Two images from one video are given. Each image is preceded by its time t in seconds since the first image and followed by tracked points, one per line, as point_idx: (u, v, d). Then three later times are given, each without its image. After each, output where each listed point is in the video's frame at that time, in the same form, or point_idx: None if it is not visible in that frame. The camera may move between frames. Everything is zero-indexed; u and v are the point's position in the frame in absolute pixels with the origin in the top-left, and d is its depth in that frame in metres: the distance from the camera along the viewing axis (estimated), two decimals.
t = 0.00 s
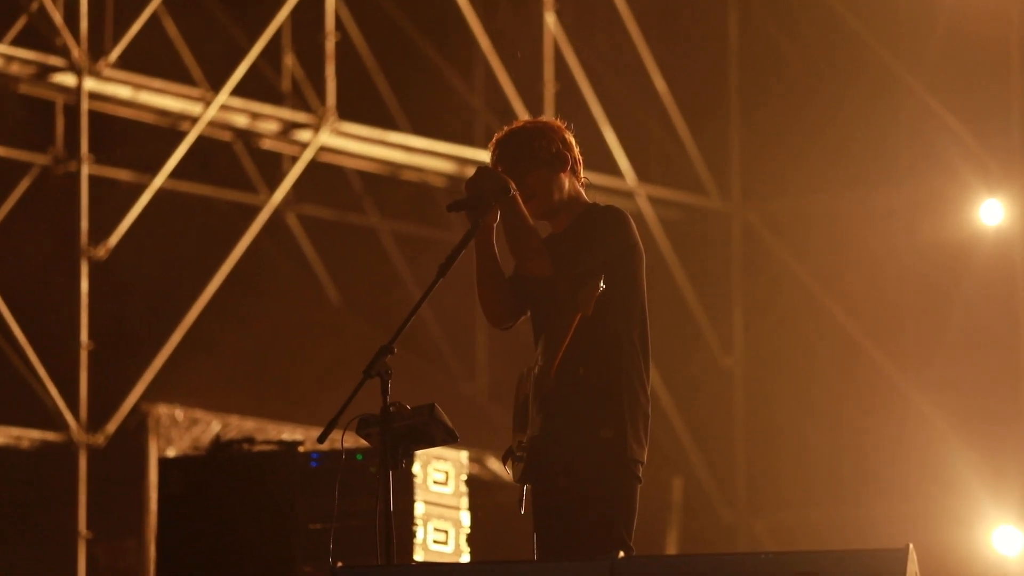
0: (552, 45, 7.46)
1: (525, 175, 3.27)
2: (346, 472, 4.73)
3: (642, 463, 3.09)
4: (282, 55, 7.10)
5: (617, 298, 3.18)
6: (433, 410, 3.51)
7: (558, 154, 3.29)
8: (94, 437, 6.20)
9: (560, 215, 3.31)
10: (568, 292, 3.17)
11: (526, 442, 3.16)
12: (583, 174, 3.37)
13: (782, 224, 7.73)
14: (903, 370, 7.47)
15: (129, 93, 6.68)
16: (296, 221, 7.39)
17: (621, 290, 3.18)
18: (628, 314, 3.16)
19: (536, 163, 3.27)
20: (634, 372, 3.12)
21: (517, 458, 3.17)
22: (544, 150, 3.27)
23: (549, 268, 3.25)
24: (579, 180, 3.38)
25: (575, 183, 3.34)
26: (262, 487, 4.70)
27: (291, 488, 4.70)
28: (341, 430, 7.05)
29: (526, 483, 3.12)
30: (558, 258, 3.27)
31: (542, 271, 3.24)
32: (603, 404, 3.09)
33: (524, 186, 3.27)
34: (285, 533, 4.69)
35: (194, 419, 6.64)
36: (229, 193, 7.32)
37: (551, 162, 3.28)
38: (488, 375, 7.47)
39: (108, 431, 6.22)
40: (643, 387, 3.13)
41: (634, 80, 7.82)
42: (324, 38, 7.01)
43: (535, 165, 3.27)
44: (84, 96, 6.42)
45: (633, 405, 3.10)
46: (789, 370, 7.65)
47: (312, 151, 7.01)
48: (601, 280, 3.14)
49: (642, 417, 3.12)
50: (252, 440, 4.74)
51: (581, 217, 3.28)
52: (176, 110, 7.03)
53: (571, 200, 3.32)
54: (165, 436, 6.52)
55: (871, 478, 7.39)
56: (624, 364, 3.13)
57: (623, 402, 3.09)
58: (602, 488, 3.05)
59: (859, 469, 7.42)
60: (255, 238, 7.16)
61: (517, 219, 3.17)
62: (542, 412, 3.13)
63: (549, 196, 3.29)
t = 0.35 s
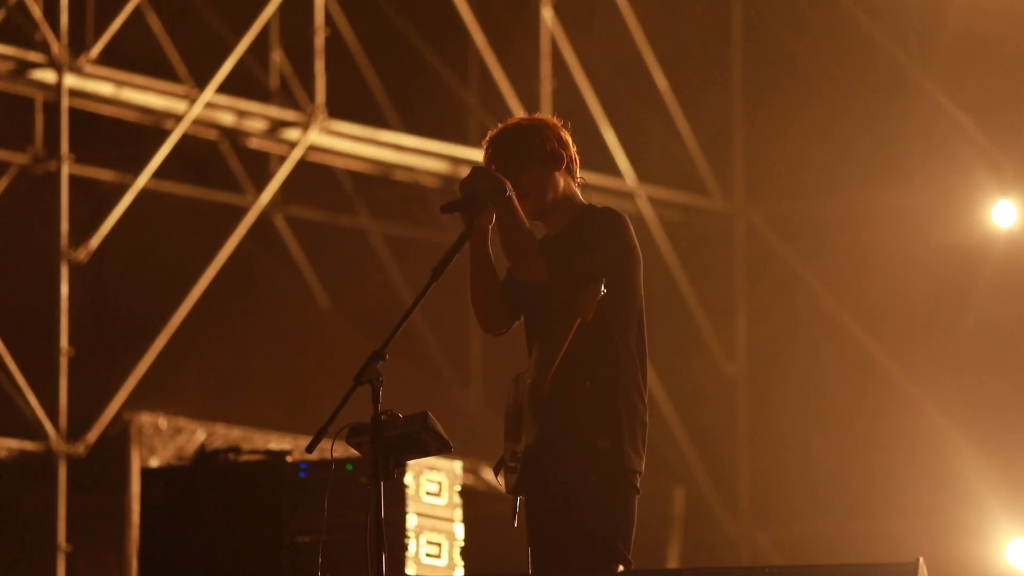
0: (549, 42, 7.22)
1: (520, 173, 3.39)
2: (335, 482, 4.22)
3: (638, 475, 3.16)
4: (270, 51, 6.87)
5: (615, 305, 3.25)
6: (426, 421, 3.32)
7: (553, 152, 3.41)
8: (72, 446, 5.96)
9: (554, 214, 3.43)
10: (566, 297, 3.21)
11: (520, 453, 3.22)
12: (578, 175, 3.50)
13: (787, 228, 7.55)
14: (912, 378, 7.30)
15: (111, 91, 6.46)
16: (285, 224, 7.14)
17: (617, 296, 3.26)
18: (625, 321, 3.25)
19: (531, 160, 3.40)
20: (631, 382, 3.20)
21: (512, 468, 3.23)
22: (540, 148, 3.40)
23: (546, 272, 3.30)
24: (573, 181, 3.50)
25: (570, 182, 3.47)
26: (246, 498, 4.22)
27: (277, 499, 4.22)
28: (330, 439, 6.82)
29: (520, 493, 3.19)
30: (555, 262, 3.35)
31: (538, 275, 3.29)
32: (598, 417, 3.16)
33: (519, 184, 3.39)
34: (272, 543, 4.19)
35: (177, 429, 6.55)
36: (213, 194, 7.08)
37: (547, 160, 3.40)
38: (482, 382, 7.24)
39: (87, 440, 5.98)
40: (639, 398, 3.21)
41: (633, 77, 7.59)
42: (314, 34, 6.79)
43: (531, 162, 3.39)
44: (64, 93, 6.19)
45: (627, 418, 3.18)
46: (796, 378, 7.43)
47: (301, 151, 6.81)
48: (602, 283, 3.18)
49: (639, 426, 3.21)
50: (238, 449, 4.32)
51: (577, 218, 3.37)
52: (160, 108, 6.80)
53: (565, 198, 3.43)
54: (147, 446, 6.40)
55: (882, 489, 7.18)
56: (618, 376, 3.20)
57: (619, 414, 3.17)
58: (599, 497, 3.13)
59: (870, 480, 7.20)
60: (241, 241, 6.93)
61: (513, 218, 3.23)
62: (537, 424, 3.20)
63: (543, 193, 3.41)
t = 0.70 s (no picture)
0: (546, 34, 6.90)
1: (513, 170, 2.98)
2: (322, 497, 4.06)
3: (639, 488, 2.79)
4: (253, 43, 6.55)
5: (611, 304, 2.88)
6: (417, 429, 3.18)
7: (548, 147, 3.01)
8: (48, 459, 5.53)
9: (547, 215, 3.03)
10: (560, 300, 2.86)
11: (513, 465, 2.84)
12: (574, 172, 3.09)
13: (800, 231, 7.32)
14: (932, 388, 6.89)
15: (86, 85, 6.10)
16: (270, 225, 6.84)
17: (614, 295, 2.88)
18: (624, 322, 2.87)
19: (525, 155, 2.99)
20: (630, 386, 2.81)
21: (506, 482, 2.84)
22: (533, 141, 3.00)
23: (540, 273, 2.90)
24: (569, 178, 3.09)
25: (565, 179, 3.06)
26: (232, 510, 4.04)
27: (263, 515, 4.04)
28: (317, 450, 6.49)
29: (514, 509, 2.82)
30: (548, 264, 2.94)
31: (531, 280, 2.89)
32: (595, 425, 2.77)
33: (513, 182, 2.99)
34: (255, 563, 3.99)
35: (155, 439, 6.05)
36: (196, 195, 6.79)
37: (540, 155, 3.00)
38: (475, 389, 6.94)
39: (62, 452, 5.57)
40: (638, 405, 2.82)
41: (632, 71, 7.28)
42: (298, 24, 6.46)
43: (525, 157, 2.99)
44: (37, 88, 5.83)
45: (625, 427, 2.79)
46: (813, 389, 7.25)
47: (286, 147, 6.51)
48: (592, 286, 2.85)
49: (639, 434, 2.82)
50: (221, 461, 4.12)
51: (573, 216, 2.97)
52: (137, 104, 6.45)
53: (559, 198, 3.02)
54: (125, 456, 5.89)
55: (897, 501, 6.89)
56: (613, 382, 2.80)
57: (618, 419, 2.78)
58: (598, 513, 2.75)
59: (885, 492, 6.95)
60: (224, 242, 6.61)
61: (506, 219, 2.85)
62: (530, 433, 2.82)
63: (536, 192, 3.01)
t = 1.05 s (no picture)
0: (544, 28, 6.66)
1: (505, 166, 2.91)
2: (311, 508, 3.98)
3: (640, 496, 2.72)
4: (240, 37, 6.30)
5: (607, 305, 2.82)
6: (410, 438, 3.11)
7: (542, 146, 2.94)
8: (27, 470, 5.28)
9: (540, 215, 2.96)
10: (550, 297, 2.77)
11: (509, 473, 2.76)
12: (568, 172, 3.02)
13: (806, 231, 7.08)
14: (939, 392, 6.87)
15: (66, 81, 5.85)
16: (257, 227, 6.58)
17: (610, 297, 2.82)
18: (620, 325, 2.80)
19: (518, 154, 2.92)
20: (628, 388, 2.74)
21: (500, 491, 2.77)
22: (526, 140, 2.93)
23: (534, 276, 2.80)
24: (563, 178, 3.02)
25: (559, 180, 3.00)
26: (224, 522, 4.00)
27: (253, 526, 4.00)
28: (306, 461, 6.25)
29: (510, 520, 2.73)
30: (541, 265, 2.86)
31: (524, 281, 2.80)
32: (592, 430, 2.70)
33: (505, 180, 2.91)
34: (241, 574, 3.96)
35: (138, 449, 5.87)
36: (178, 194, 6.48)
37: (534, 154, 2.93)
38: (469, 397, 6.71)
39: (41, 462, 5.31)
40: (637, 409, 2.76)
41: (635, 67, 7.04)
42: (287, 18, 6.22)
43: (517, 155, 2.92)
44: (15, 82, 5.55)
45: (626, 430, 2.73)
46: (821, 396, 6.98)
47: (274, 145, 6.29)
48: (581, 286, 2.77)
49: (639, 440, 2.76)
50: (206, 472, 4.15)
51: (568, 215, 2.91)
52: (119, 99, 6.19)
53: (552, 198, 2.96)
54: (107, 467, 5.74)
55: (900, 506, 6.80)
56: (611, 384, 2.73)
57: (615, 425, 2.71)
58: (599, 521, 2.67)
59: (889, 496, 6.83)
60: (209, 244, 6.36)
61: (499, 217, 2.77)
62: (524, 440, 2.74)
63: (529, 191, 2.93)
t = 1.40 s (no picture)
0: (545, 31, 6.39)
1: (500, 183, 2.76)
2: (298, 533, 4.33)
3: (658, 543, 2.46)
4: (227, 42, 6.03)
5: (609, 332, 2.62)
6: (404, 462, 3.35)
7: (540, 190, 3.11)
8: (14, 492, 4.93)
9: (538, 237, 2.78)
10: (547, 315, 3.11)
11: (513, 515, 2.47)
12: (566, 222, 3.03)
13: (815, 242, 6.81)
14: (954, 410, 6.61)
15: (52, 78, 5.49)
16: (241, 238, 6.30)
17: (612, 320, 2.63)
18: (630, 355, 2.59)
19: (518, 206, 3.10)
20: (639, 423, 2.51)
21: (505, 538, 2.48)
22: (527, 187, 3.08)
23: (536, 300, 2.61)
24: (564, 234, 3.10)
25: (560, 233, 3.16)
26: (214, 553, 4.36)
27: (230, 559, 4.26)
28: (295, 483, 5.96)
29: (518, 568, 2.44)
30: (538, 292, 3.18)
31: (521, 297, 3.15)
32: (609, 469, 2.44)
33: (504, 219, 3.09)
34: None
35: (118, 473, 5.57)
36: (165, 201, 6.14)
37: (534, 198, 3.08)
38: (462, 416, 6.45)
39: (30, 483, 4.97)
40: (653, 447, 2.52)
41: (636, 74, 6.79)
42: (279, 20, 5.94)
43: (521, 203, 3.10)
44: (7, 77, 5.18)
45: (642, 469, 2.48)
46: (837, 419, 6.71)
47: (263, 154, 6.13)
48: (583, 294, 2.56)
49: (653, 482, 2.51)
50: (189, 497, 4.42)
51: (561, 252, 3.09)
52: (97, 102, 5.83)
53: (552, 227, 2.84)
54: (86, 494, 5.45)
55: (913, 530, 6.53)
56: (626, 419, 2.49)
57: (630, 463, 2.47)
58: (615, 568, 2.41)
59: (902, 520, 6.56)
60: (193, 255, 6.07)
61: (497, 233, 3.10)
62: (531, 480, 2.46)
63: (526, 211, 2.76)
